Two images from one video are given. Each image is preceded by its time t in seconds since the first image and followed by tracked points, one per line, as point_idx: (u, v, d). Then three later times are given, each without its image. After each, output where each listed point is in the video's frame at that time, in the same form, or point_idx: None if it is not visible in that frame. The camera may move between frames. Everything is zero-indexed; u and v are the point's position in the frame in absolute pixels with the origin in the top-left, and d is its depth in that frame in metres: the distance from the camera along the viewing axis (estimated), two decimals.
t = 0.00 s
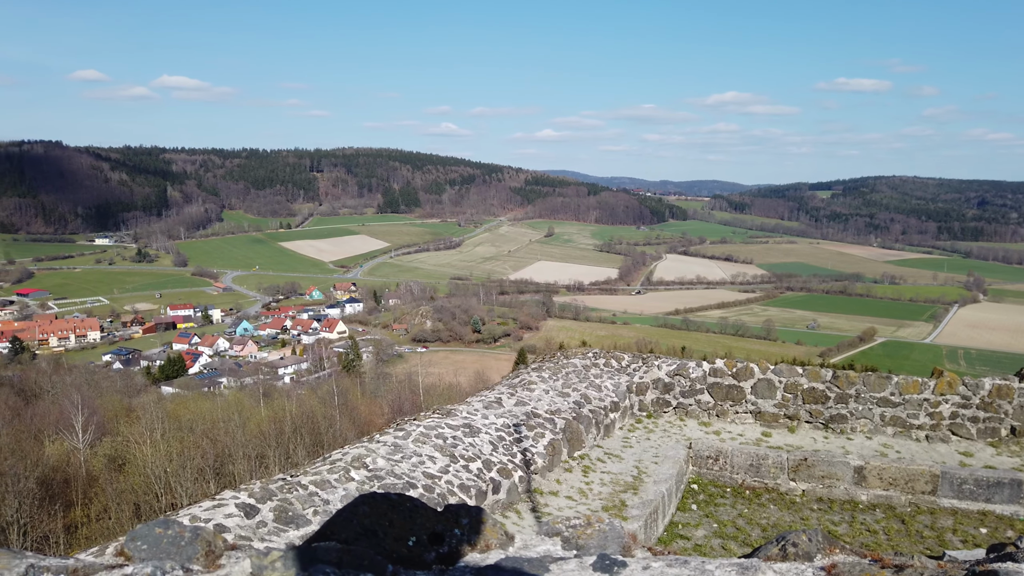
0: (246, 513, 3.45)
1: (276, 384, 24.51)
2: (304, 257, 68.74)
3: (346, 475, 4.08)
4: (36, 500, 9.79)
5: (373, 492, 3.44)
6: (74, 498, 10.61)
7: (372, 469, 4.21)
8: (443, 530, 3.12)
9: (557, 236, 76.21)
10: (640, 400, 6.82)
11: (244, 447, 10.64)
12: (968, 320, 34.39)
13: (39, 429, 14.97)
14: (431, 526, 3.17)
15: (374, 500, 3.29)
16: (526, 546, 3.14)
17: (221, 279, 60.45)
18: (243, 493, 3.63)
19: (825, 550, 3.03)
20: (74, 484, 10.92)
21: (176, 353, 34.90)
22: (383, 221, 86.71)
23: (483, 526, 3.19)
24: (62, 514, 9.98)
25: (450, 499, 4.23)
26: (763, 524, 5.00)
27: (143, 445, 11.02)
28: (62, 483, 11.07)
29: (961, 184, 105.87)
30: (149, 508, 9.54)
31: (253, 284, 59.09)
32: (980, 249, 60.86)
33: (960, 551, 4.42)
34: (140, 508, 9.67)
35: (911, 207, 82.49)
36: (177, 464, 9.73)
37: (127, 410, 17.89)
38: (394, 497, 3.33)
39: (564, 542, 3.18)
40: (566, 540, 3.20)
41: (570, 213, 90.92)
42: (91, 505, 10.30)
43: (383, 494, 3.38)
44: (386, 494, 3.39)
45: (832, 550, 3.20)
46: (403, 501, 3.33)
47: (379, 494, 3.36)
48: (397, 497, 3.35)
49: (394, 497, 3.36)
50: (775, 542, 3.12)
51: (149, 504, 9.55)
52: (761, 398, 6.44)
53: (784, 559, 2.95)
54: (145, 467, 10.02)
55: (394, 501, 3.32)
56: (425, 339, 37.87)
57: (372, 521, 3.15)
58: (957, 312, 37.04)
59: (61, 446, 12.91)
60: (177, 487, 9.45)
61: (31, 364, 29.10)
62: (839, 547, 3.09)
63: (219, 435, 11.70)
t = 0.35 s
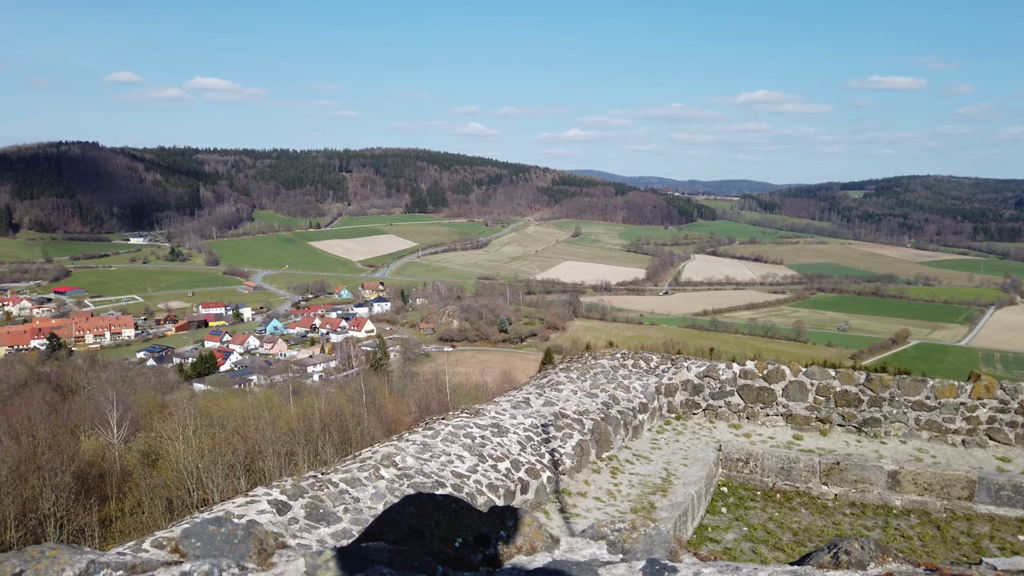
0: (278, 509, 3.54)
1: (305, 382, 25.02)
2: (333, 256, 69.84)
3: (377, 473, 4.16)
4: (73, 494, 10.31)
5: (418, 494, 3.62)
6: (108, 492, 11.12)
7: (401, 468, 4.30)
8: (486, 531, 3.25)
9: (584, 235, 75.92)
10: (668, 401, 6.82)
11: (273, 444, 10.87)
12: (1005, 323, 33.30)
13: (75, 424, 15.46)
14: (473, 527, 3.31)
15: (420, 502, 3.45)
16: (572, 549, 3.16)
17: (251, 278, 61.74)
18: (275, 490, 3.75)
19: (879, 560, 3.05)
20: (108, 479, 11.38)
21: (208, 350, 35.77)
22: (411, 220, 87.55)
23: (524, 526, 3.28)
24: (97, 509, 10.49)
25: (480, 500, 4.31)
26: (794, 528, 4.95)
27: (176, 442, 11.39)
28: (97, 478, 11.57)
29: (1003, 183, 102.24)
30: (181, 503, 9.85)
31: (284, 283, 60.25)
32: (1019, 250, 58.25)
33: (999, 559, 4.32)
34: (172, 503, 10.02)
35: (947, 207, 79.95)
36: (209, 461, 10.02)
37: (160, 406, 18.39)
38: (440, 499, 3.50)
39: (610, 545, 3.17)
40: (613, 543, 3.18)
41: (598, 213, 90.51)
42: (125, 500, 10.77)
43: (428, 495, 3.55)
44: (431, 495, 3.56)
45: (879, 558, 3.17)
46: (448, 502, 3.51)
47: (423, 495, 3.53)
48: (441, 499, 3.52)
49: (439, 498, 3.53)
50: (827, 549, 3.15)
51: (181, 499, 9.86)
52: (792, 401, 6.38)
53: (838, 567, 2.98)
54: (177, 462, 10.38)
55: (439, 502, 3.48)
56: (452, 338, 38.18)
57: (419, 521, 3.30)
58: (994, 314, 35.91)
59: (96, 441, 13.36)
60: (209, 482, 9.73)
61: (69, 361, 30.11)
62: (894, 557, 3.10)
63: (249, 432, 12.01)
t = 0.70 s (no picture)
0: (309, 508, 3.65)
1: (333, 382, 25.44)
2: (362, 258, 70.77)
3: (406, 473, 4.26)
4: (108, 491, 10.68)
5: (464, 495, 3.62)
6: (142, 490, 11.47)
7: (431, 468, 4.40)
8: (533, 534, 3.25)
9: (611, 238, 75.51)
10: (698, 405, 6.79)
11: (303, 443, 11.09)
12: None
13: (110, 422, 15.93)
14: (520, 529, 3.32)
15: (467, 503, 3.46)
16: (619, 553, 3.07)
17: (282, 279, 62.91)
18: (306, 489, 3.85)
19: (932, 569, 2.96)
20: (142, 476, 11.74)
21: (239, 350, 36.56)
22: (438, 222, 88.23)
23: (569, 527, 3.26)
24: (131, 505, 10.85)
25: (510, 501, 4.38)
26: (827, 535, 4.89)
27: (208, 440, 11.73)
28: (132, 474, 11.95)
29: None
30: (213, 500, 10.13)
31: (313, 284, 61.27)
32: None
33: None
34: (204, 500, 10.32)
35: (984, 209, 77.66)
36: (240, 459, 10.28)
37: (192, 405, 18.85)
38: (486, 500, 3.50)
39: (658, 550, 3.08)
40: (661, 549, 3.09)
41: (625, 215, 89.94)
42: (158, 497, 11.13)
43: (475, 496, 3.56)
44: (477, 497, 3.57)
45: (936, 571, 2.99)
46: (494, 504, 3.51)
47: (469, 497, 3.53)
48: (487, 500, 3.52)
49: (484, 500, 3.53)
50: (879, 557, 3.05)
51: (213, 497, 10.12)
52: (825, 405, 6.30)
53: None
54: (209, 461, 10.71)
55: (485, 504, 3.48)
56: (479, 340, 38.37)
57: (465, 523, 3.29)
58: None
59: (131, 438, 13.81)
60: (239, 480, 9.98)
61: (105, 360, 31.05)
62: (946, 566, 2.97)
63: (280, 431, 12.30)
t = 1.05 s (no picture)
0: (341, 505, 3.74)
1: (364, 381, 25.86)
2: (391, 257, 71.60)
3: (435, 472, 4.35)
4: (143, 486, 11.10)
5: (509, 496, 3.63)
6: (176, 485, 11.88)
7: (460, 467, 4.48)
8: (578, 536, 3.25)
9: (639, 238, 74.86)
10: (729, 407, 6.77)
11: (332, 441, 11.29)
12: None
13: (145, 418, 16.45)
14: (564, 531, 3.33)
15: (512, 504, 3.47)
16: (664, 557, 3.12)
17: (312, 278, 63.96)
18: (338, 487, 3.96)
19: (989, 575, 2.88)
20: (175, 472, 12.15)
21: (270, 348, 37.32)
22: (467, 222, 88.71)
23: (615, 529, 3.27)
24: (165, 500, 11.27)
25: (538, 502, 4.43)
26: (861, 540, 4.84)
27: (239, 438, 12.06)
28: (166, 470, 12.38)
29: None
30: (244, 496, 10.43)
31: (343, 284, 62.15)
32: None
33: None
34: (236, 496, 10.63)
35: None
36: (271, 456, 10.54)
37: (224, 402, 19.35)
38: (531, 501, 3.52)
39: (704, 553, 3.08)
40: (707, 552, 3.10)
41: (654, 215, 89.14)
42: (191, 493, 11.54)
43: (519, 497, 3.58)
44: (522, 498, 3.57)
45: None
46: (539, 505, 3.52)
47: (514, 498, 3.55)
48: (532, 501, 3.54)
49: (529, 501, 3.55)
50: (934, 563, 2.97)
51: (244, 492, 10.43)
52: (859, 409, 6.23)
53: None
54: (241, 457, 11.03)
55: (530, 505, 3.50)
56: (507, 340, 38.51)
57: (512, 524, 3.31)
58: None
59: (165, 434, 14.27)
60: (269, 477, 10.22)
61: (141, 357, 31.98)
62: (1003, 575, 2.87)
63: (310, 428, 12.56)
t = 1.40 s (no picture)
0: (371, 505, 3.83)
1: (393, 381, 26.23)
2: (419, 258, 72.27)
3: (465, 472, 4.46)
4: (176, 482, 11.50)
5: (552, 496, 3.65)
6: (208, 481, 12.29)
7: (489, 468, 4.57)
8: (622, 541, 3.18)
9: (668, 239, 74.12)
10: (760, 410, 6.74)
11: (361, 439, 11.52)
12: None
13: (179, 415, 17.02)
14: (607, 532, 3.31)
15: (555, 505, 3.49)
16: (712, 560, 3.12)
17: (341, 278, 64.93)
18: (368, 486, 4.06)
19: None
20: (208, 469, 12.58)
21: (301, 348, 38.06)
22: (494, 223, 89.02)
23: (660, 532, 3.18)
24: (198, 496, 11.69)
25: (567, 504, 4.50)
26: (896, 547, 4.79)
27: (270, 435, 12.39)
28: (199, 467, 12.82)
29: None
30: (275, 493, 10.74)
31: (372, 284, 62.97)
32: None
33: None
34: (267, 493, 10.93)
35: None
36: (301, 454, 10.80)
37: (255, 401, 19.85)
38: (576, 502, 3.54)
39: (752, 559, 3.03)
40: (755, 557, 3.05)
41: (683, 216, 88.15)
42: (223, 489, 11.94)
43: (564, 499, 3.58)
44: (566, 499, 3.59)
45: None
46: (583, 506, 3.53)
47: (559, 500, 3.56)
48: (576, 503, 3.54)
49: (573, 502, 3.56)
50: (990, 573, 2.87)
51: (274, 490, 10.71)
52: (894, 413, 6.14)
53: None
54: (272, 455, 11.34)
55: (575, 506, 3.51)
56: (534, 341, 38.54)
57: (556, 526, 3.33)
58: None
59: (198, 431, 14.76)
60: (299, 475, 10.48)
61: (175, 356, 32.93)
62: None
63: (339, 427, 12.84)
